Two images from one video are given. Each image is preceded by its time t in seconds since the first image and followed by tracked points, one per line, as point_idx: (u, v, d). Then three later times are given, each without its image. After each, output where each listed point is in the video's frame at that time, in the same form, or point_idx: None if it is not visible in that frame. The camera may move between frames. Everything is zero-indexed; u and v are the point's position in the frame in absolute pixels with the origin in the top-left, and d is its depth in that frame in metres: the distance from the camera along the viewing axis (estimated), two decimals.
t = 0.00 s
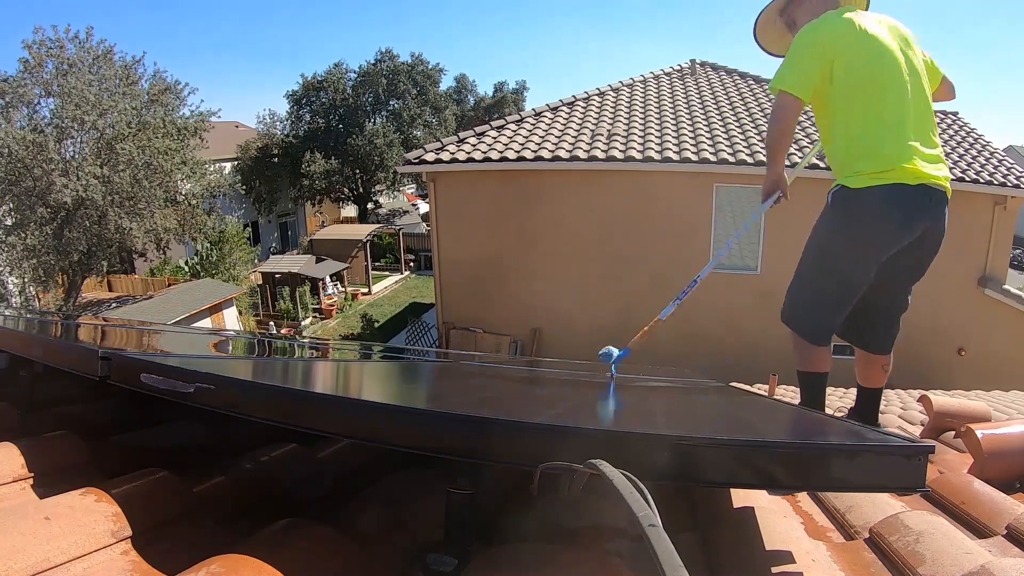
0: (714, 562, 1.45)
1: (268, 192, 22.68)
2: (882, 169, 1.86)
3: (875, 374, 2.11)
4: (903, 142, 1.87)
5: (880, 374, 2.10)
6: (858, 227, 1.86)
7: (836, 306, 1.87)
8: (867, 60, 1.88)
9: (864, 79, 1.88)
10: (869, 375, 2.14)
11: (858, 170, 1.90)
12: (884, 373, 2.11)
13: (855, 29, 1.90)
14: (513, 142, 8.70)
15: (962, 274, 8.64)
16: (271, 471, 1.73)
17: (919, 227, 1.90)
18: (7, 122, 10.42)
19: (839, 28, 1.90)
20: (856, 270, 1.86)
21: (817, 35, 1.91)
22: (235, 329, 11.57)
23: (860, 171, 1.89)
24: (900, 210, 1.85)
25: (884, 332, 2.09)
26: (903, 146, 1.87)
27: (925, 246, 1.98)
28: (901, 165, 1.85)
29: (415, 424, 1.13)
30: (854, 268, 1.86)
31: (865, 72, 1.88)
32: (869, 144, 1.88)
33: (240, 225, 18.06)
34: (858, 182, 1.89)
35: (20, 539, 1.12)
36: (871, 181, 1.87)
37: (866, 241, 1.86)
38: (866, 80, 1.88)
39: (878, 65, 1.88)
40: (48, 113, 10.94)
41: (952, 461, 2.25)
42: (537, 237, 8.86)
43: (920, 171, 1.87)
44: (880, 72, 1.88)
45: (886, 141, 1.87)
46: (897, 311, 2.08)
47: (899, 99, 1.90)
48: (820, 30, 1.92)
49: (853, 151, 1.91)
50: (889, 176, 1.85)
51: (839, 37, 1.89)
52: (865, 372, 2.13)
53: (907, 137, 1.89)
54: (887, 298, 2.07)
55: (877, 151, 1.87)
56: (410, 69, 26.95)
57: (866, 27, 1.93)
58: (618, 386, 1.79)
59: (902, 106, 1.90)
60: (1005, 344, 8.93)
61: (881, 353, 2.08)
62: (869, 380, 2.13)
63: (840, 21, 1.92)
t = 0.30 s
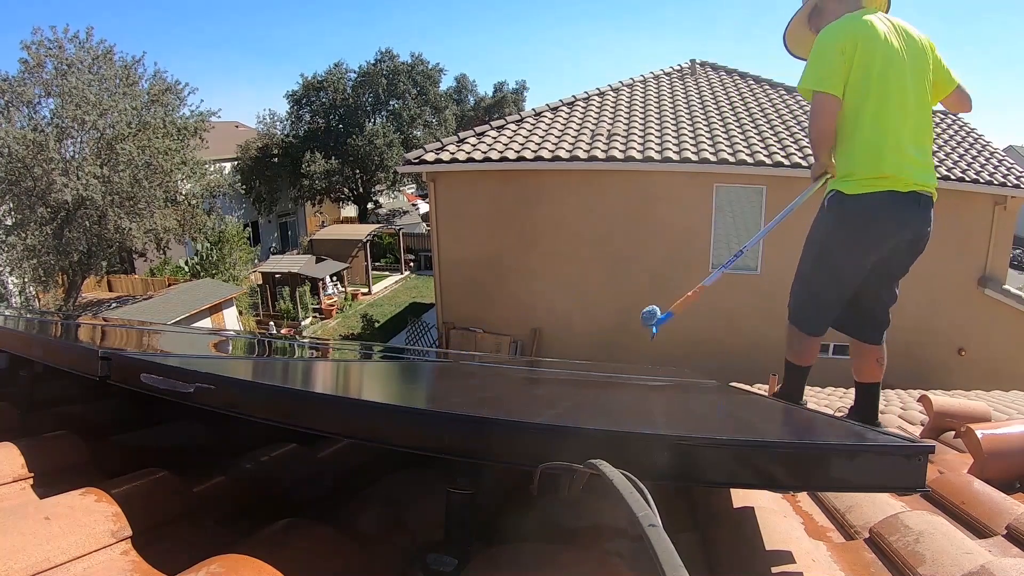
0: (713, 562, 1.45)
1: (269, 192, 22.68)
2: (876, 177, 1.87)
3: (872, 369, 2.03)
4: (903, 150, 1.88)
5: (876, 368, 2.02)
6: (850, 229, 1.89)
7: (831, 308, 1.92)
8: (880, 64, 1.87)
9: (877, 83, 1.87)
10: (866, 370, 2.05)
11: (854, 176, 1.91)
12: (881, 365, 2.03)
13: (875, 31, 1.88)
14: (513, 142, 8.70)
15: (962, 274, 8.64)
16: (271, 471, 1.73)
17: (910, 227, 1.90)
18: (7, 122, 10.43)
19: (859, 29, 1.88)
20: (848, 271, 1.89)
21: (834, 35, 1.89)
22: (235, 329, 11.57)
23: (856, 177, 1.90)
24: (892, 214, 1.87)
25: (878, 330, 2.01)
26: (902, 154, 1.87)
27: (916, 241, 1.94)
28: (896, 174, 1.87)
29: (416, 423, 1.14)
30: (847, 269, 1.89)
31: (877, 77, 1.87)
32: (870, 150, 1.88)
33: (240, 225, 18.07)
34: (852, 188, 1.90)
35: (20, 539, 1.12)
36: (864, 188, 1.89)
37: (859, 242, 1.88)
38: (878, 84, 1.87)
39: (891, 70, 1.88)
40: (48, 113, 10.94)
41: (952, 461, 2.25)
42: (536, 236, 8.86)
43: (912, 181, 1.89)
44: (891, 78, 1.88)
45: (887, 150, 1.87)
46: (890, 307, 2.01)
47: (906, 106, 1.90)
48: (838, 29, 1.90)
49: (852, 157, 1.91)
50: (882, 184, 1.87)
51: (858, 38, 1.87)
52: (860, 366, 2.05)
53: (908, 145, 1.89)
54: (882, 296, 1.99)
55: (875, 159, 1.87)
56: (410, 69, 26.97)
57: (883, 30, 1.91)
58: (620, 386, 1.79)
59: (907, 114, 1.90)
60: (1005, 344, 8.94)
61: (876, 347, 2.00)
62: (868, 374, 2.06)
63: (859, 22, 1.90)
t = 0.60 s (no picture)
0: (714, 564, 1.45)
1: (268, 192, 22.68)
2: (845, 215, 2.26)
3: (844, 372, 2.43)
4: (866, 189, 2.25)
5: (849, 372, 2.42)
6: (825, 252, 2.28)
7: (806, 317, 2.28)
8: (837, 122, 2.19)
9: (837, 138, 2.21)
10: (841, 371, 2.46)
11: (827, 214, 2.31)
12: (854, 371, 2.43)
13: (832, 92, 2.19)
14: (513, 141, 8.70)
15: (962, 274, 8.64)
16: (271, 471, 1.73)
17: (879, 248, 2.28)
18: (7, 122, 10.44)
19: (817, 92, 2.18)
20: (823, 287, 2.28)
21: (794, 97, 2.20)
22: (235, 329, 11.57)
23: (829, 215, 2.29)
24: (863, 239, 2.26)
25: (852, 341, 2.40)
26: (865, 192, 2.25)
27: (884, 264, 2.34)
28: (863, 210, 2.25)
29: (415, 423, 1.14)
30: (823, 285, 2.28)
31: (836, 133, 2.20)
32: (836, 193, 2.27)
33: (240, 225, 18.06)
34: (825, 224, 2.31)
35: (20, 539, 1.12)
36: (836, 224, 2.28)
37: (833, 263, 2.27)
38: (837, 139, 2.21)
39: (850, 123, 2.20)
40: (48, 113, 10.95)
41: (952, 461, 2.25)
42: (536, 236, 8.86)
43: (878, 213, 2.26)
44: (848, 131, 2.20)
45: (852, 190, 2.26)
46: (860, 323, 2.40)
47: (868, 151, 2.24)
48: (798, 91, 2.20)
49: (824, 198, 2.31)
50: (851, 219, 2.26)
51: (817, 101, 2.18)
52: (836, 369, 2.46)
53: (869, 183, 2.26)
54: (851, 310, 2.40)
55: (843, 199, 2.26)
56: (410, 69, 26.95)
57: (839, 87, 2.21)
58: (619, 386, 1.79)
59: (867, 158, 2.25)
60: (1005, 343, 8.94)
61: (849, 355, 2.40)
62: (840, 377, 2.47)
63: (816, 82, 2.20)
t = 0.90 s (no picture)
0: (712, 564, 1.45)
1: (268, 192, 22.67)
2: (849, 215, 2.32)
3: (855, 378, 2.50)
4: (874, 193, 2.31)
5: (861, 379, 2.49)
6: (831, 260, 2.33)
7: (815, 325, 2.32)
8: (853, 127, 2.29)
9: (853, 142, 2.30)
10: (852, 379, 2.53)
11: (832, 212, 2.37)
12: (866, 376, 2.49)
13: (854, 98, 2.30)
14: (513, 142, 8.70)
15: (962, 274, 8.63)
16: (271, 472, 1.73)
17: (882, 257, 2.34)
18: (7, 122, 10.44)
19: (836, 98, 2.30)
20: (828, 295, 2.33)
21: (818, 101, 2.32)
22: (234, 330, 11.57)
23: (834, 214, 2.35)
24: (864, 245, 2.31)
25: (865, 349, 2.48)
26: (874, 197, 2.31)
27: (890, 272, 2.39)
28: (869, 213, 2.31)
29: (416, 424, 1.14)
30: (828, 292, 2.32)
31: (851, 138, 2.30)
32: (846, 194, 2.33)
33: (240, 225, 18.07)
34: (830, 222, 2.36)
35: (20, 539, 1.12)
36: (840, 223, 2.33)
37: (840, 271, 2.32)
38: (854, 142, 2.30)
39: (867, 131, 2.29)
40: (48, 113, 10.95)
41: (952, 461, 2.25)
42: (536, 237, 8.86)
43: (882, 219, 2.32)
44: (864, 137, 2.30)
45: (862, 193, 2.31)
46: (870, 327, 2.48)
47: (880, 160, 2.33)
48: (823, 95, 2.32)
49: (831, 197, 2.37)
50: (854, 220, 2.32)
51: (837, 105, 2.29)
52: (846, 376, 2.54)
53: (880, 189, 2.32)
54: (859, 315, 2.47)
55: (849, 200, 2.32)
56: (410, 69, 26.96)
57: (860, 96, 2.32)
58: (619, 387, 1.79)
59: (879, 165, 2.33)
60: (1005, 343, 8.94)
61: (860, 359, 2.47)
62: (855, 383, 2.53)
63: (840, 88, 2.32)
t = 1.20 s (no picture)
0: (713, 565, 1.45)
1: (268, 192, 22.67)
2: (814, 222, 2.36)
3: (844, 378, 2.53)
4: (833, 197, 2.34)
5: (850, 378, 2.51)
6: (804, 267, 2.37)
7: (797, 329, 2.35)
8: (798, 140, 2.27)
9: (803, 153, 2.29)
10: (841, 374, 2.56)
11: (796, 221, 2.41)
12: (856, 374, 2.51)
13: (794, 109, 2.27)
14: (513, 142, 8.70)
15: (962, 274, 8.63)
16: (271, 471, 1.73)
17: (854, 258, 2.37)
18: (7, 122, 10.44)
19: (777, 113, 2.26)
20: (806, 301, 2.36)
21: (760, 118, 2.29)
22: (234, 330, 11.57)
23: (799, 222, 2.39)
24: (833, 250, 2.34)
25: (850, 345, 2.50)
26: (834, 200, 2.34)
27: (863, 273, 2.43)
28: (831, 217, 2.34)
29: (415, 424, 1.14)
30: (804, 298, 2.36)
31: (798, 150, 2.29)
32: (806, 203, 2.36)
33: (240, 225, 18.06)
34: (797, 231, 2.40)
35: (20, 539, 1.12)
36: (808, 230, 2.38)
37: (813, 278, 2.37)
38: (804, 154, 2.29)
39: (810, 139, 2.28)
40: (48, 113, 10.95)
41: (952, 461, 2.25)
42: (536, 236, 8.85)
43: (847, 220, 2.35)
44: (812, 146, 2.29)
45: (819, 199, 2.34)
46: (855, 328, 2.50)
47: (832, 162, 2.34)
48: (762, 112, 2.29)
49: (792, 207, 2.40)
50: (818, 226, 2.36)
51: (779, 121, 2.26)
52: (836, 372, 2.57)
53: (836, 192, 2.34)
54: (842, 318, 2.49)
55: (809, 208, 2.36)
56: (410, 69, 26.97)
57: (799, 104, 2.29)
58: (618, 386, 1.79)
59: (832, 168, 2.34)
60: (1005, 343, 8.94)
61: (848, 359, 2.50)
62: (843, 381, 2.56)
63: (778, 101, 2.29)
